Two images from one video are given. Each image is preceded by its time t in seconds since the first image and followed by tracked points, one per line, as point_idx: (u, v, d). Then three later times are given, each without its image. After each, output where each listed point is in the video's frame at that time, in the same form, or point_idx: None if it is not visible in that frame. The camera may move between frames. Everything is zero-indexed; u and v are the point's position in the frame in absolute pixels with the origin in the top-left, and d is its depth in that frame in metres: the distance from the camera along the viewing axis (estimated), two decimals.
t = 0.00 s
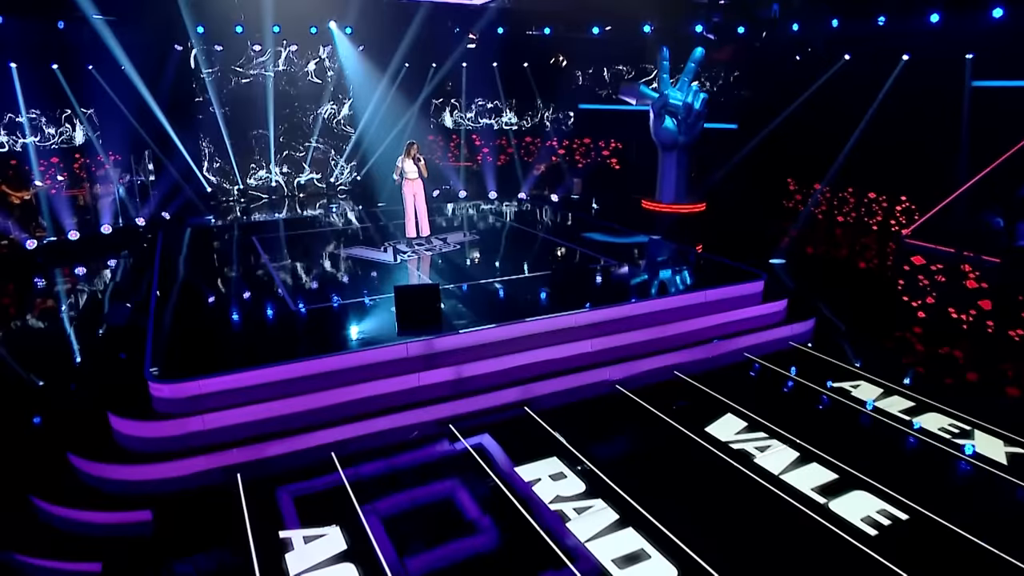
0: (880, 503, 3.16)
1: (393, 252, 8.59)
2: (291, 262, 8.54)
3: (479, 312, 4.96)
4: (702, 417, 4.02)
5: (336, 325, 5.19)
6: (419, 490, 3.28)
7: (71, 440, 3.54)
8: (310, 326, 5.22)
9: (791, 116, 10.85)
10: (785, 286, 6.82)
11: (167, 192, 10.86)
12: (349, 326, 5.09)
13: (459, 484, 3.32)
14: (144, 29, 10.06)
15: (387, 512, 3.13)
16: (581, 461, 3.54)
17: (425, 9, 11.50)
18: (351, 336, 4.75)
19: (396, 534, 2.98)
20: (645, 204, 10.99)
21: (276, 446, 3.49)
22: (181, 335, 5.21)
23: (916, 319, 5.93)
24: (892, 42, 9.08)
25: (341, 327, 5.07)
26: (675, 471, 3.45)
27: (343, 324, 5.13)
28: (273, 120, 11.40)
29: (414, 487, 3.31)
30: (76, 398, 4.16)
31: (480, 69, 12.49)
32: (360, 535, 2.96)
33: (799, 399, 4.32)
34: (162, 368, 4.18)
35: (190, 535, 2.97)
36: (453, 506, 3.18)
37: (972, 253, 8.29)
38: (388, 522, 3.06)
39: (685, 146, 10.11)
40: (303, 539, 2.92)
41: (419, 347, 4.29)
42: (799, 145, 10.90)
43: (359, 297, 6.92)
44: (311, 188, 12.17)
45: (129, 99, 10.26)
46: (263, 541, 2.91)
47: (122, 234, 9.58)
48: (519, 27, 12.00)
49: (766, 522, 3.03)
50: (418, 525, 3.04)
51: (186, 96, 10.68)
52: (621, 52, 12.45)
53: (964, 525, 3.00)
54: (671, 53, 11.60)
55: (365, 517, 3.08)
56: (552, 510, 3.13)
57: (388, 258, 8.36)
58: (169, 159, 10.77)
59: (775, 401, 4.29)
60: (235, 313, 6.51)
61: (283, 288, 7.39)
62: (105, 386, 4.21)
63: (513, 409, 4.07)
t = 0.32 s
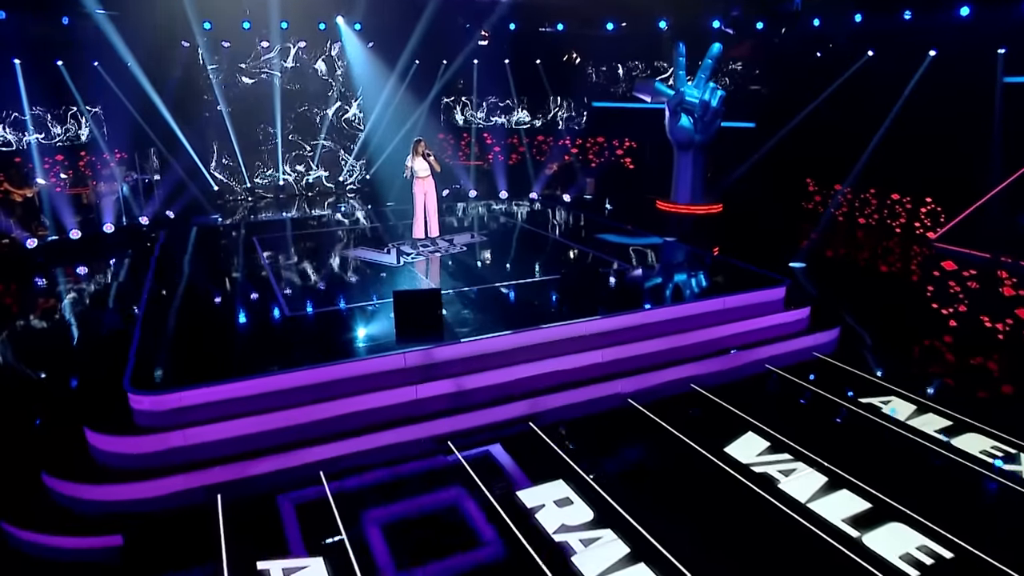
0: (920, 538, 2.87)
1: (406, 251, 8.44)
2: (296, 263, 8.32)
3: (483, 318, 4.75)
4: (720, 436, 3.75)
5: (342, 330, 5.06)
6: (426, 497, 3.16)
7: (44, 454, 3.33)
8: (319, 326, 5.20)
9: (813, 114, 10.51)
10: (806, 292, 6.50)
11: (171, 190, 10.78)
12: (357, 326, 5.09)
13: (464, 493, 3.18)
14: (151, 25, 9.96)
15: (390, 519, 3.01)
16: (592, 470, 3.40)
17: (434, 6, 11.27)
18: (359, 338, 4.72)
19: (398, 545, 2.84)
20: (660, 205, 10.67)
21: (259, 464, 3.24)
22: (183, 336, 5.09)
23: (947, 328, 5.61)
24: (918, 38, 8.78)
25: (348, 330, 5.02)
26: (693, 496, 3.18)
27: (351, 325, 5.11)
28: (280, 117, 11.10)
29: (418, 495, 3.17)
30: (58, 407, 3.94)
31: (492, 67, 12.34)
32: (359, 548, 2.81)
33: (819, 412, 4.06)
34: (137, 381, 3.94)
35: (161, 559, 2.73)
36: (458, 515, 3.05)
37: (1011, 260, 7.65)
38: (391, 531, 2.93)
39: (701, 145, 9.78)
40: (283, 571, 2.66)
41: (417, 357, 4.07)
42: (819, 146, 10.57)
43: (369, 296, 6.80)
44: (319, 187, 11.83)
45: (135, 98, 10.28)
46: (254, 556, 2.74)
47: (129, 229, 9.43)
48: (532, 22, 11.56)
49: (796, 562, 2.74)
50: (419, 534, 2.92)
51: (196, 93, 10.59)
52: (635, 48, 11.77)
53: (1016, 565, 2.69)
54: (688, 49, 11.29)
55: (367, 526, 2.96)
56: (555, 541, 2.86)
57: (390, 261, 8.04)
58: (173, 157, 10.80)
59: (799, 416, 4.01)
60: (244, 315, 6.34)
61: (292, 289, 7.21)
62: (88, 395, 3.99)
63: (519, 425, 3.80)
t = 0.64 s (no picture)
0: None
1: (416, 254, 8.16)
2: (301, 267, 8.05)
3: (488, 328, 4.51)
4: (745, 463, 3.45)
5: (348, 339, 4.93)
6: (426, 510, 3.02)
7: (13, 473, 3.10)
8: (325, 333, 5.17)
9: (841, 113, 10.13)
10: (831, 301, 6.17)
11: (176, 190, 10.66)
12: (363, 334, 5.06)
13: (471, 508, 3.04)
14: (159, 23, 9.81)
15: (394, 531, 2.86)
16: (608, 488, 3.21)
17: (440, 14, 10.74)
18: (366, 344, 4.77)
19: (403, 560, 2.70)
20: (676, 209, 10.38)
21: (241, 489, 2.99)
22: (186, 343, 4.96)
23: (984, 340, 5.27)
24: (947, 36, 8.45)
25: (354, 338, 4.94)
26: (716, 532, 2.90)
27: (357, 333, 5.08)
28: (286, 117, 10.81)
29: (421, 506, 3.04)
30: (35, 425, 3.69)
31: (504, 66, 12.09)
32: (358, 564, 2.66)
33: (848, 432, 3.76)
34: (115, 399, 3.68)
35: None
36: (464, 529, 2.91)
37: None
38: (396, 544, 2.79)
39: (719, 146, 9.46)
40: None
41: (415, 373, 3.81)
42: (841, 149, 10.26)
43: (377, 299, 6.60)
44: (329, 190, 11.61)
45: (140, 96, 10.18)
46: (258, 565, 2.63)
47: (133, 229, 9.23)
48: (546, 21, 11.20)
49: None
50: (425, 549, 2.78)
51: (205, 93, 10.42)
52: (651, 48, 11.44)
53: None
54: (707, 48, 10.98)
55: (370, 539, 2.81)
56: None
57: (392, 268, 7.64)
58: (178, 155, 10.70)
59: (824, 437, 3.71)
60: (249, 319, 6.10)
61: (300, 292, 6.98)
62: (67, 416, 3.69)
63: (526, 449, 3.52)
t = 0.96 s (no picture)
0: None
1: (427, 262, 7.86)
2: (308, 274, 7.78)
3: (497, 345, 4.23)
4: (782, 501, 3.14)
5: (354, 349, 4.77)
6: (430, 531, 2.89)
7: None
8: (330, 342, 5.02)
9: (867, 118, 9.79)
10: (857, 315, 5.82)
11: (182, 195, 10.33)
12: (371, 345, 4.87)
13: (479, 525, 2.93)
14: (167, 26, 9.61)
15: (396, 552, 2.75)
16: (624, 526, 2.96)
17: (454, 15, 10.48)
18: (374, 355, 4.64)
19: None
20: (695, 217, 10.02)
21: (219, 526, 2.76)
22: (201, 353, 4.91)
23: None
24: (982, 37, 8.09)
25: (362, 348, 4.79)
26: None
27: (366, 344, 4.90)
28: (295, 119, 10.72)
29: (422, 534, 2.88)
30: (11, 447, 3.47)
31: (519, 71, 11.87)
32: None
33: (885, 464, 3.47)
34: (90, 419, 3.44)
35: None
36: (470, 548, 2.80)
37: None
38: (397, 566, 2.67)
39: (741, 152, 9.14)
40: None
41: (416, 395, 3.54)
42: (867, 156, 9.90)
43: (388, 307, 6.38)
44: (339, 197, 11.50)
45: (146, 97, 9.86)
46: None
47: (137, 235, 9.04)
48: (562, 24, 10.89)
49: None
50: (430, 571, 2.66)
51: (213, 97, 10.18)
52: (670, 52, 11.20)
53: None
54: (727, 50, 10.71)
55: (372, 559, 2.70)
56: None
57: (406, 277, 7.35)
58: (183, 157, 10.26)
59: (857, 469, 3.44)
60: (255, 326, 5.87)
61: (309, 299, 6.75)
62: (35, 437, 3.41)
63: (536, 483, 3.25)
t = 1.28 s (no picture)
0: None
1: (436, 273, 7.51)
2: (314, 283, 7.52)
3: (506, 369, 3.94)
4: (828, 551, 2.79)
5: (360, 366, 4.49)
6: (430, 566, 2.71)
7: None
8: (335, 360, 4.77)
9: (895, 124, 9.45)
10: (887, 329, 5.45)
11: (184, 201, 10.23)
12: (375, 362, 4.61)
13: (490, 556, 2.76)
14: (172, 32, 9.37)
15: None
16: None
17: (463, 21, 10.23)
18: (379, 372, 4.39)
19: None
20: (713, 228, 9.65)
21: None
22: (196, 371, 4.69)
23: None
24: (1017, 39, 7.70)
25: (367, 365, 4.53)
26: None
27: (369, 360, 4.66)
28: (303, 125, 10.57)
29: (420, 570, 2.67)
30: None
31: (532, 77, 11.60)
32: None
33: (934, 501, 3.15)
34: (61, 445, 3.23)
35: None
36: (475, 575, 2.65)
37: None
38: None
39: (762, 160, 8.78)
40: None
41: (413, 424, 3.29)
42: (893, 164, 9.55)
43: (398, 317, 6.08)
44: (348, 205, 11.32)
45: (149, 103, 9.69)
46: None
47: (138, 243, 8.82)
48: (575, 31, 10.57)
49: None
50: None
51: (219, 105, 10.05)
52: (687, 57, 10.87)
53: None
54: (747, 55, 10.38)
55: None
56: None
57: (417, 287, 6.99)
58: (186, 162, 10.09)
59: (908, 510, 3.09)
60: (260, 337, 5.67)
61: (316, 310, 6.51)
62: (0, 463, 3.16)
63: (546, 526, 2.94)
